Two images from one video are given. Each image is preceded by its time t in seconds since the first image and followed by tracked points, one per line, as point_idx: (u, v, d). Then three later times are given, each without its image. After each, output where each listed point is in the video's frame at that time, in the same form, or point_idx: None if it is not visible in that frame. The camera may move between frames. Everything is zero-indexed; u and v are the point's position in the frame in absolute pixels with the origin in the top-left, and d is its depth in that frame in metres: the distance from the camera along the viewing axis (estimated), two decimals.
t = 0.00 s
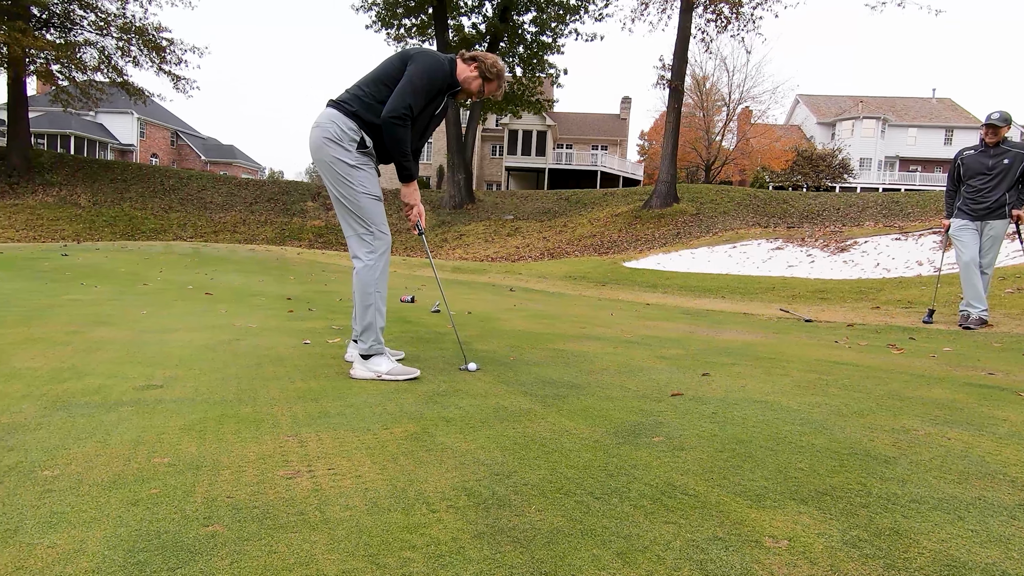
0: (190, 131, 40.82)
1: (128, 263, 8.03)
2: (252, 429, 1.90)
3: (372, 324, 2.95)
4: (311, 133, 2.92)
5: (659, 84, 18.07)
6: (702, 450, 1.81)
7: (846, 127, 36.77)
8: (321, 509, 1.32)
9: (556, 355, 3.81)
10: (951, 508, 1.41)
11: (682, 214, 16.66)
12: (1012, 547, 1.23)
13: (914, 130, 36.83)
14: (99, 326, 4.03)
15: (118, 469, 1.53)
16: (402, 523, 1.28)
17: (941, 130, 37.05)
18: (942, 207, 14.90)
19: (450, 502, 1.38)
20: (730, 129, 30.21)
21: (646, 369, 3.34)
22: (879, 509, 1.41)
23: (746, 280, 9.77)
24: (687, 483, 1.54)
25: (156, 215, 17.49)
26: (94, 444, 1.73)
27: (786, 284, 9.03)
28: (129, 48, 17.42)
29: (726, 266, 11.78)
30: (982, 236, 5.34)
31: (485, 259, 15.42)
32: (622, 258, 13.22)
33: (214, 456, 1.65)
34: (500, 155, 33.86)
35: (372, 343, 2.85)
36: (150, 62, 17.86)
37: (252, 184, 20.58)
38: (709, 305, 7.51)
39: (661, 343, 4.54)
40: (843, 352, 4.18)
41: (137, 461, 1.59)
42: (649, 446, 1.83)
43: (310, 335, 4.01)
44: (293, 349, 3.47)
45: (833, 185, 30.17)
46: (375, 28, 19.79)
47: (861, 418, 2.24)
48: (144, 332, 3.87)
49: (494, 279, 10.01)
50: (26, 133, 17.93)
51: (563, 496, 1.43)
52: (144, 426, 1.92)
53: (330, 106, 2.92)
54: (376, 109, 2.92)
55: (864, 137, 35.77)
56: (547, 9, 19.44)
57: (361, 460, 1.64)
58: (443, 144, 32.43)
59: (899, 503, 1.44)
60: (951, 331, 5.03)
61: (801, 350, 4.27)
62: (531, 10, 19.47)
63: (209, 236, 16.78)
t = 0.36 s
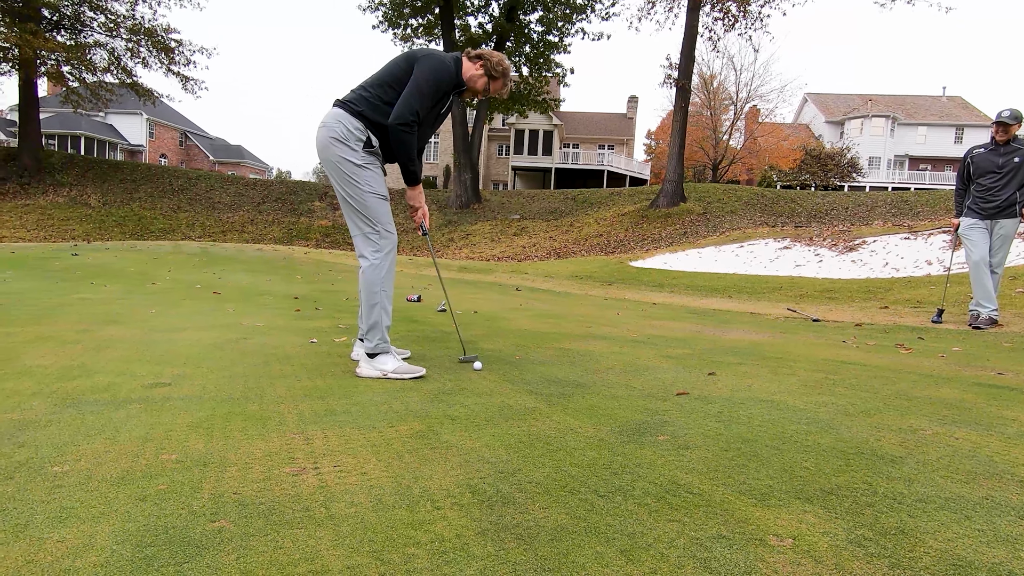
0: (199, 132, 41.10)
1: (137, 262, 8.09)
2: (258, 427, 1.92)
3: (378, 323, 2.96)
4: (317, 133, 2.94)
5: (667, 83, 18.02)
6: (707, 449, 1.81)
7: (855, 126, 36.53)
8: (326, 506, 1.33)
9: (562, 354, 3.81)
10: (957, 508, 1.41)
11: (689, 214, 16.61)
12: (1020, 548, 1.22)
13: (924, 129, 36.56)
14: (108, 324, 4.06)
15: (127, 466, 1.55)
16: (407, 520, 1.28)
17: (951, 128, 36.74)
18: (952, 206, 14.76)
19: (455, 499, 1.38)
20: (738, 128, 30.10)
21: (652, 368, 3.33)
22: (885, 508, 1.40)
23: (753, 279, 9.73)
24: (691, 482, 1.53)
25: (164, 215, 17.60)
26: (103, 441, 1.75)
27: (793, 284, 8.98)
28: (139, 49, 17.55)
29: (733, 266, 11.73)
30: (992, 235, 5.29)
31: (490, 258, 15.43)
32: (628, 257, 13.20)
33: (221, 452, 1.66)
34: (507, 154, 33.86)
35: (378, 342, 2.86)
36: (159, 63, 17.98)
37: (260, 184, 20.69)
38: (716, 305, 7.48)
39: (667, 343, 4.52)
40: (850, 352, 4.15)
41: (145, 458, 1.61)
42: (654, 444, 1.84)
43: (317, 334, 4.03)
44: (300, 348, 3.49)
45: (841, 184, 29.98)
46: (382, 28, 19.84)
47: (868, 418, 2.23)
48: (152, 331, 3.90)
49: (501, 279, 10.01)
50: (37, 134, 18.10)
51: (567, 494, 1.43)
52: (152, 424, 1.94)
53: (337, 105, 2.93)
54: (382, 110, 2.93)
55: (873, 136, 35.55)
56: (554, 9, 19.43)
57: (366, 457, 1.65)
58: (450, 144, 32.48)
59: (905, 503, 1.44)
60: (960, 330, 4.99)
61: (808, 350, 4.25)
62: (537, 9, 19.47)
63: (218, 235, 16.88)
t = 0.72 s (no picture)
0: (203, 133, 41.25)
1: (142, 263, 8.15)
2: (262, 425, 1.94)
3: (380, 322, 2.99)
4: (321, 134, 2.97)
5: (669, 82, 18.01)
6: (705, 445, 1.83)
7: (859, 125, 36.41)
8: (328, 500, 1.35)
9: (563, 353, 3.82)
10: (951, 502, 1.42)
11: (693, 214, 16.60)
12: (1013, 542, 1.23)
13: (928, 127, 36.41)
14: (114, 324, 4.11)
15: (133, 462, 1.58)
16: (407, 514, 1.30)
17: (956, 126, 36.57)
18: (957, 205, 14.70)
19: (454, 494, 1.40)
20: (741, 127, 30.06)
21: (653, 367, 3.35)
22: (880, 503, 1.42)
23: (756, 279, 9.73)
24: (688, 478, 1.55)
25: (169, 216, 17.68)
26: (109, 437, 1.78)
27: (796, 283, 8.98)
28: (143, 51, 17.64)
29: (736, 265, 11.72)
30: (994, 234, 5.29)
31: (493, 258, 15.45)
32: (631, 257, 13.21)
33: (224, 449, 1.68)
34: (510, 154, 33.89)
35: (380, 341, 2.88)
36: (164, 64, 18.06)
37: (263, 184, 20.77)
38: (718, 304, 7.49)
39: (668, 342, 4.53)
40: (851, 351, 4.15)
41: (150, 454, 1.64)
42: (653, 441, 1.86)
43: (320, 333, 4.07)
44: (303, 347, 3.52)
45: (846, 183, 29.87)
46: (385, 29, 19.90)
47: (866, 416, 2.24)
48: (157, 330, 3.94)
49: (503, 278, 10.03)
50: (43, 136, 18.21)
51: (565, 489, 1.45)
52: (158, 420, 1.97)
53: (340, 106, 2.96)
54: (384, 110, 2.96)
55: (877, 134, 35.42)
56: (556, 8, 19.45)
57: (367, 453, 1.68)
58: (453, 144, 32.53)
59: (900, 498, 1.45)
60: (963, 329, 4.99)
61: (810, 349, 4.25)
62: (540, 9, 19.49)
63: (222, 236, 16.96)
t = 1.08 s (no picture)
0: (204, 135, 41.39)
1: (144, 265, 8.23)
2: (262, 425, 2.00)
3: (376, 325, 3.04)
4: (319, 141, 3.04)
5: (669, 83, 18.07)
6: (691, 445, 1.89)
7: (860, 124, 36.43)
8: (324, 499, 1.41)
9: (559, 355, 3.88)
10: (923, 500, 1.48)
11: (692, 214, 16.65)
12: (978, 537, 1.28)
13: (929, 127, 36.42)
14: (117, 327, 4.17)
15: (137, 462, 1.64)
16: (400, 510, 1.36)
17: (957, 126, 36.58)
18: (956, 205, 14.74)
19: (445, 492, 1.46)
20: (742, 127, 30.10)
21: (647, 368, 3.41)
22: (854, 500, 1.47)
23: (754, 279, 9.78)
24: (672, 476, 1.61)
25: (171, 218, 17.78)
26: (114, 438, 1.84)
27: (794, 284, 9.03)
28: (145, 54, 17.73)
29: (735, 266, 11.78)
30: (987, 235, 5.33)
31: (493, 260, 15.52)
32: (631, 258, 13.26)
33: (225, 450, 1.75)
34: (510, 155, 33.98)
35: (377, 344, 2.94)
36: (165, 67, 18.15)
37: (265, 186, 20.86)
38: (715, 305, 7.55)
39: (663, 343, 4.59)
40: (844, 351, 4.21)
41: (154, 455, 1.70)
42: (640, 441, 1.91)
43: (320, 335, 4.13)
44: (302, 350, 3.58)
45: (846, 183, 29.90)
46: (385, 31, 19.97)
47: (851, 416, 2.29)
48: (160, 333, 4.00)
49: (503, 280, 10.10)
50: (45, 139, 18.31)
51: (552, 487, 1.51)
52: (160, 422, 2.03)
53: (338, 113, 3.03)
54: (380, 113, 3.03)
55: (877, 134, 35.47)
56: (556, 10, 19.51)
57: (363, 454, 1.73)
58: (453, 145, 32.62)
59: (875, 495, 1.51)
60: (956, 330, 5.04)
61: (803, 349, 4.31)
62: (540, 11, 19.56)
63: (224, 238, 17.05)
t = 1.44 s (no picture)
0: (201, 137, 41.42)
1: (144, 268, 8.32)
2: (263, 423, 2.11)
3: (372, 327, 3.14)
4: (317, 149, 3.14)
5: (664, 84, 18.19)
6: (668, 439, 1.99)
7: (856, 124, 36.59)
8: (321, 489, 1.52)
9: (551, 355, 4.00)
10: (879, 486, 1.59)
11: (688, 215, 16.77)
12: (923, 519, 1.39)
13: (924, 126, 36.59)
14: (120, 330, 4.28)
15: (146, 458, 1.74)
16: (391, 499, 1.47)
17: (952, 125, 36.74)
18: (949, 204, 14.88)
19: (434, 482, 1.57)
20: (738, 127, 30.26)
21: (635, 367, 3.52)
22: (814, 488, 1.58)
23: (748, 279, 9.91)
24: (647, 467, 1.72)
25: (168, 221, 17.86)
26: (122, 436, 1.95)
27: (787, 283, 9.16)
28: (141, 57, 17.80)
29: (730, 266, 11.90)
30: (971, 235, 5.45)
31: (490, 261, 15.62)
32: (626, 258, 13.38)
33: (229, 445, 1.85)
34: (508, 156, 34.09)
35: (373, 345, 3.05)
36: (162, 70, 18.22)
37: (262, 189, 20.94)
38: (708, 305, 7.67)
39: (653, 343, 4.71)
40: (829, 350, 4.33)
41: (161, 451, 1.80)
42: (621, 435, 2.02)
43: (318, 338, 4.24)
44: (301, 352, 3.69)
45: (842, 182, 30.05)
46: (381, 33, 20.05)
47: (825, 411, 2.40)
48: (162, 336, 4.11)
49: (500, 281, 10.21)
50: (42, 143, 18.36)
51: (534, 477, 1.62)
52: (166, 421, 2.14)
53: (335, 122, 3.13)
54: (376, 121, 3.13)
55: (873, 133, 35.67)
56: (552, 12, 19.62)
57: (358, 449, 1.84)
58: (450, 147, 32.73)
59: (835, 483, 1.61)
60: (941, 329, 5.15)
61: (790, 348, 4.42)
62: (536, 12, 19.66)
63: (222, 241, 17.14)
